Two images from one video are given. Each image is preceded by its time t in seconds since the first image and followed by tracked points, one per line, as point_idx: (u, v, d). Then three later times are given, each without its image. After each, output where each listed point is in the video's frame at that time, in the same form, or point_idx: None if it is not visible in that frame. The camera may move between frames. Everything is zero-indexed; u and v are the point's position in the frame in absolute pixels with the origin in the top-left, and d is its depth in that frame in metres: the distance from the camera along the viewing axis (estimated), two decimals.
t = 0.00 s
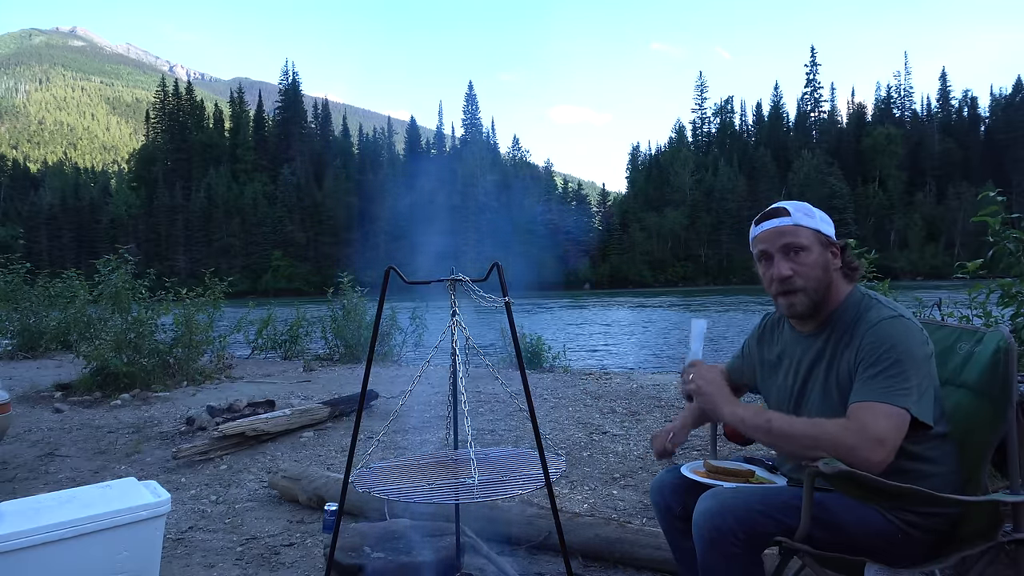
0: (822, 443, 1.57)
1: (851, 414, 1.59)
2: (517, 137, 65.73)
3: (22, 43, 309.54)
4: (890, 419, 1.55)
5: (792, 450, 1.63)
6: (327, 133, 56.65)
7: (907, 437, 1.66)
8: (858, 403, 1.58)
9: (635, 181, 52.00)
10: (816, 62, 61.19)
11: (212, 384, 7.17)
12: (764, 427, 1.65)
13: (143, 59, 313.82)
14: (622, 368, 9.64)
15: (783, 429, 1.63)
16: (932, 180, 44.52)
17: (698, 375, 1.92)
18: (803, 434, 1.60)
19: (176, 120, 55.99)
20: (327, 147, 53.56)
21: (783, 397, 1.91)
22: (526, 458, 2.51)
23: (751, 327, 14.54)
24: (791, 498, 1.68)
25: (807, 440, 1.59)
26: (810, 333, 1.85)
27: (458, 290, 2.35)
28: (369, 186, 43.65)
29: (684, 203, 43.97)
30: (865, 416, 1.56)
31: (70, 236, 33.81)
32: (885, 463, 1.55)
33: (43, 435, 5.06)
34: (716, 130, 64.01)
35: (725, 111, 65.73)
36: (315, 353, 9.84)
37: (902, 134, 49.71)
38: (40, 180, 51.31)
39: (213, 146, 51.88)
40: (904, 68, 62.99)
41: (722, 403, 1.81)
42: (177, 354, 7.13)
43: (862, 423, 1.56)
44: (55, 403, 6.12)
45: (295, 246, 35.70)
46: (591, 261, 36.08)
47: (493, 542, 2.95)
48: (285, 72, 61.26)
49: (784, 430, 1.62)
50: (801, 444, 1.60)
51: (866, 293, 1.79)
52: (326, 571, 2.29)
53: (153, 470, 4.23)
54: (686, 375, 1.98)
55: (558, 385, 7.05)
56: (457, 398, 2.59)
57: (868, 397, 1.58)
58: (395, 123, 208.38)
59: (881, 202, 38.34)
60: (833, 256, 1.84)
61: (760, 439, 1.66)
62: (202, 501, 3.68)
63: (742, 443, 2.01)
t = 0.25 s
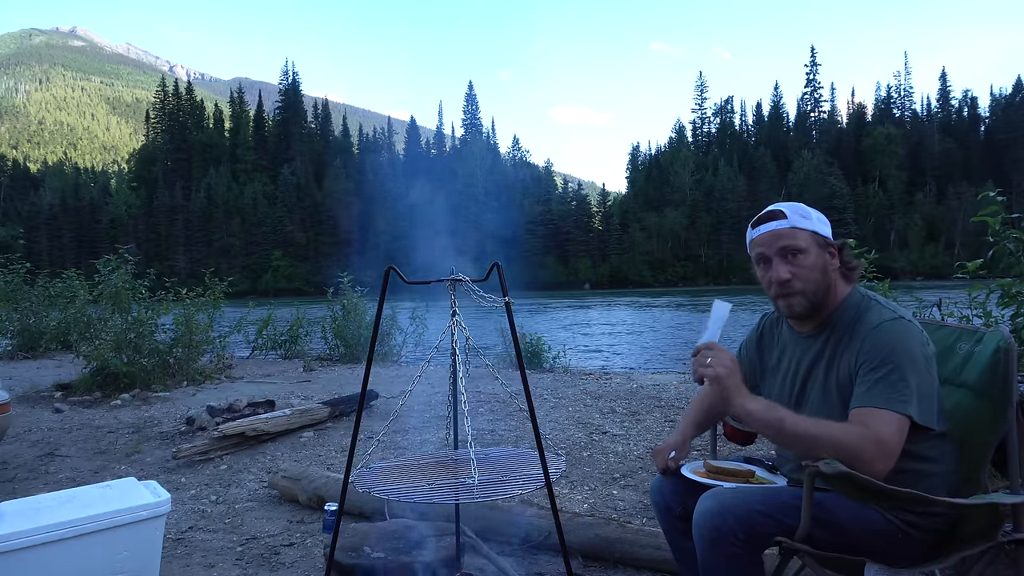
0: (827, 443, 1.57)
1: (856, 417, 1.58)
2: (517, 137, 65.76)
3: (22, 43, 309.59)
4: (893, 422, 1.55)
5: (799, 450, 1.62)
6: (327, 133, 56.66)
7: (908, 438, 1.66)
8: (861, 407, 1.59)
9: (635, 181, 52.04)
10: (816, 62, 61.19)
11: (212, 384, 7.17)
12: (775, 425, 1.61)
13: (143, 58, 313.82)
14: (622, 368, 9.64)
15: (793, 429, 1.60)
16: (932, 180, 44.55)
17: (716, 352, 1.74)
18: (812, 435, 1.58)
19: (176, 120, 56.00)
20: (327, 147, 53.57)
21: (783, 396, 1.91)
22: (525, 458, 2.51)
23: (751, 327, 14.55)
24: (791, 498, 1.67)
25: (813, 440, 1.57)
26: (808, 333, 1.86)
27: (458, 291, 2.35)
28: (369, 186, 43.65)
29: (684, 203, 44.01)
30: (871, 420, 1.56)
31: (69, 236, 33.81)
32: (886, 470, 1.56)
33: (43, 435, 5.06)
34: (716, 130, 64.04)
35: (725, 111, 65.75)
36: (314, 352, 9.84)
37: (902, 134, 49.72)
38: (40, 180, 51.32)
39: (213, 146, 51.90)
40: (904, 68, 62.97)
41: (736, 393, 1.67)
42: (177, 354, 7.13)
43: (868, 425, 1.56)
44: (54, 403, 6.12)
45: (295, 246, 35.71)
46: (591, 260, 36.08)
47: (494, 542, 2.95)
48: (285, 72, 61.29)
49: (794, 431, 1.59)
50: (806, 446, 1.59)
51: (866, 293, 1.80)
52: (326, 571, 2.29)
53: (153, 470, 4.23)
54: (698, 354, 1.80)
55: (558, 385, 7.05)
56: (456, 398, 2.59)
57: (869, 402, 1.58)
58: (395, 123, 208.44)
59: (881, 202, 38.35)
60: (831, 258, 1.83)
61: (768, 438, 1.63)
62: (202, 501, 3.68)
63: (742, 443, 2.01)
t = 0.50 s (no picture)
0: (831, 446, 1.57)
1: (860, 420, 1.58)
2: (517, 137, 65.78)
3: (22, 43, 309.55)
4: (895, 425, 1.55)
5: (802, 452, 1.62)
6: (327, 133, 56.67)
7: (909, 441, 1.66)
8: (864, 411, 1.59)
9: (635, 181, 52.08)
10: (816, 62, 61.20)
11: (212, 384, 7.17)
12: (780, 426, 1.61)
13: (143, 58, 313.80)
14: (622, 368, 9.64)
15: (799, 429, 1.59)
16: (932, 180, 44.55)
17: (727, 349, 1.70)
18: (816, 437, 1.58)
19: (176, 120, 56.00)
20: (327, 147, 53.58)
21: (784, 397, 1.91)
22: (525, 458, 2.52)
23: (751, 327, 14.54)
24: (791, 499, 1.67)
25: (815, 442, 1.58)
26: (810, 335, 1.85)
27: (458, 290, 2.35)
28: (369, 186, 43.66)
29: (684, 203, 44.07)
30: (874, 424, 1.56)
31: (69, 236, 33.80)
32: (888, 474, 1.56)
33: (43, 436, 5.06)
34: (716, 129, 64.05)
35: (725, 111, 65.76)
36: (314, 352, 9.84)
37: (902, 134, 49.72)
38: (40, 180, 51.31)
39: (213, 146, 51.92)
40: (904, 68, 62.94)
41: (746, 394, 1.65)
42: (177, 354, 7.13)
43: (871, 428, 1.56)
44: (54, 403, 6.12)
45: (295, 246, 35.69)
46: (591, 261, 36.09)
47: (494, 542, 2.95)
48: (285, 72, 61.29)
49: (799, 432, 1.59)
50: (809, 448, 1.59)
51: (867, 295, 1.79)
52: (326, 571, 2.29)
53: (153, 470, 4.24)
54: (711, 346, 1.74)
55: (558, 385, 7.05)
56: (456, 398, 2.59)
57: (872, 406, 1.58)
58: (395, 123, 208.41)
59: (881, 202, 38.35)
60: (831, 259, 1.83)
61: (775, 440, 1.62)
62: (202, 501, 3.68)
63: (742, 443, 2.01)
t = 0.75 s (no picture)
0: (832, 444, 1.57)
1: (861, 419, 1.58)
2: (517, 138, 65.77)
3: (22, 43, 309.48)
4: (895, 425, 1.56)
5: (803, 452, 1.62)
6: (327, 133, 56.67)
7: (911, 439, 1.66)
8: (864, 413, 1.59)
9: (635, 181, 52.10)
10: (816, 62, 61.23)
11: (212, 384, 7.17)
12: (781, 425, 1.61)
13: (143, 58, 313.82)
14: (622, 368, 9.65)
15: (799, 429, 1.59)
16: (932, 180, 44.57)
17: (725, 349, 1.70)
18: (817, 437, 1.58)
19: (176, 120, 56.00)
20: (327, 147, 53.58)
21: (784, 397, 1.91)
22: (525, 458, 2.52)
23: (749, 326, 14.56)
24: (790, 498, 1.67)
25: (815, 441, 1.58)
26: (810, 337, 1.85)
27: (458, 290, 2.35)
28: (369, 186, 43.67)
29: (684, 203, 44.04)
30: (876, 424, 1.56)
31: (70, 236, 33.80)
32: (887, 474, 1.57)
33: (43, 435, 5.06)
34: (716, 130, 64.08)
35: (725, 111, 65.80)
36: (315, 352, 9.84)
37: (902, 134, 49.74)
38: (40, 180, 51.29)
39: (213, 146, 51.94)
40: (904, 69, 62.93)
41: (747, 393, 1.65)
42: (177, 354, 7.12)
43: (871, 428, 1.56)
44: (55, 403, 6.12)
45: (295, 246, 35.69)
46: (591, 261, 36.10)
47: (494, 543, 2.96)
48: (285, 72, 61.31)
49: (801, 432, 1.59)
50: (808, 448, 1.59)
51: (866, 296, 1.79)
52: (326, 572, 2.29)
53: (153, 470, 4.24)
54: (707, 349, 1.74)
55: (558, 385, 7.05)
56: (456, 398, 2.59)
57: (872, 407, 1.58)
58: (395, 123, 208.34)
59: (881, 202, 38.33)
60: (831, 261, 1.83)
61: (778, 442, 1.62)
62: (203, 501, 3.68)
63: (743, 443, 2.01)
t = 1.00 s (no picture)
0: (831, 445, 1.57)
1: (860, 420, 1.58)
2: (517, 137, 65.78)
3: (22, 43, 309.43)
4: (896, 425, 1.55)
5: (802, 453, 1.61)
6: (327, 133, 56.67)
7: (909, 439, 1.66)
8: (864, 413, 1.58)
9: (635, 181, 52.08)
10: (816, 62, 61.20)
11: (212, 384, 7.17)
12: (781, 425, 1.61)
13: (143, 59, 313.84)
14: (622, 368, 9.65)
15: (799, 430, 1.59)
16: (932, 180, 44.54)
17: (726, 349, 1.70)
18: (817, 437, 1.58)
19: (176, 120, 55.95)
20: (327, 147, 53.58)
21: (785, 397, 1.91)
22: (526, 458, 2.51)
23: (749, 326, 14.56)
24: (790, 498, 1.67)
25: (815, 442, 1.58)
26: (810, 337, 1.85)
27: (458, 290, 2.35)
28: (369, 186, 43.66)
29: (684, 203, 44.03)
30: (874, 424, 1.56)
31: (69, 236, 33.79)
32: (888, 475, 1.56)
33: (43, 435, 5.06)
34: (716, 130, 64.09)
35: (725, 111, 65.80)
36: (315, 352, 9.83)
37: (902, 134, 49.73)
38: (40, 180, 51.29)
39: (212, 146, 51.93)
40: (904, 69, 62.87)
41: (747, 394, 1.65)
42: (177, 354, 7.12)
43: (871, 429, 1.56)
44: (55, 403, 6.12)
45: (295, 246, 35.68)
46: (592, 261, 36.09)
47: (494, 542, 2.96)
48: (285, 72, 61.34)
49: (799, 432, 1.59)
50: (808, 448, 1.59)
51: (864, 295, 1.80)
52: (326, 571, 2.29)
53: (153, 470, 4.23)
54: (706, 351, 1.74)
55: (558, 385, 7.05)
56: (456, 398, 2.59)
57: (871, 406, 1.58)
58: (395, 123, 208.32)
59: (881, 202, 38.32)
60: (830, 261, 1.83)
61: (775, 441, 1.62)
62: (202, 501, 3.68)
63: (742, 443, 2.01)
